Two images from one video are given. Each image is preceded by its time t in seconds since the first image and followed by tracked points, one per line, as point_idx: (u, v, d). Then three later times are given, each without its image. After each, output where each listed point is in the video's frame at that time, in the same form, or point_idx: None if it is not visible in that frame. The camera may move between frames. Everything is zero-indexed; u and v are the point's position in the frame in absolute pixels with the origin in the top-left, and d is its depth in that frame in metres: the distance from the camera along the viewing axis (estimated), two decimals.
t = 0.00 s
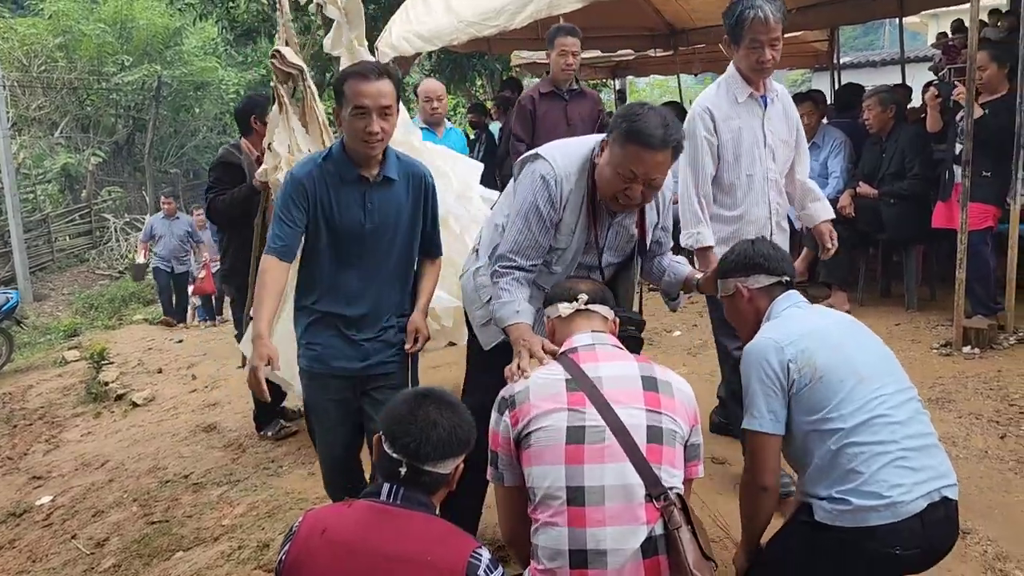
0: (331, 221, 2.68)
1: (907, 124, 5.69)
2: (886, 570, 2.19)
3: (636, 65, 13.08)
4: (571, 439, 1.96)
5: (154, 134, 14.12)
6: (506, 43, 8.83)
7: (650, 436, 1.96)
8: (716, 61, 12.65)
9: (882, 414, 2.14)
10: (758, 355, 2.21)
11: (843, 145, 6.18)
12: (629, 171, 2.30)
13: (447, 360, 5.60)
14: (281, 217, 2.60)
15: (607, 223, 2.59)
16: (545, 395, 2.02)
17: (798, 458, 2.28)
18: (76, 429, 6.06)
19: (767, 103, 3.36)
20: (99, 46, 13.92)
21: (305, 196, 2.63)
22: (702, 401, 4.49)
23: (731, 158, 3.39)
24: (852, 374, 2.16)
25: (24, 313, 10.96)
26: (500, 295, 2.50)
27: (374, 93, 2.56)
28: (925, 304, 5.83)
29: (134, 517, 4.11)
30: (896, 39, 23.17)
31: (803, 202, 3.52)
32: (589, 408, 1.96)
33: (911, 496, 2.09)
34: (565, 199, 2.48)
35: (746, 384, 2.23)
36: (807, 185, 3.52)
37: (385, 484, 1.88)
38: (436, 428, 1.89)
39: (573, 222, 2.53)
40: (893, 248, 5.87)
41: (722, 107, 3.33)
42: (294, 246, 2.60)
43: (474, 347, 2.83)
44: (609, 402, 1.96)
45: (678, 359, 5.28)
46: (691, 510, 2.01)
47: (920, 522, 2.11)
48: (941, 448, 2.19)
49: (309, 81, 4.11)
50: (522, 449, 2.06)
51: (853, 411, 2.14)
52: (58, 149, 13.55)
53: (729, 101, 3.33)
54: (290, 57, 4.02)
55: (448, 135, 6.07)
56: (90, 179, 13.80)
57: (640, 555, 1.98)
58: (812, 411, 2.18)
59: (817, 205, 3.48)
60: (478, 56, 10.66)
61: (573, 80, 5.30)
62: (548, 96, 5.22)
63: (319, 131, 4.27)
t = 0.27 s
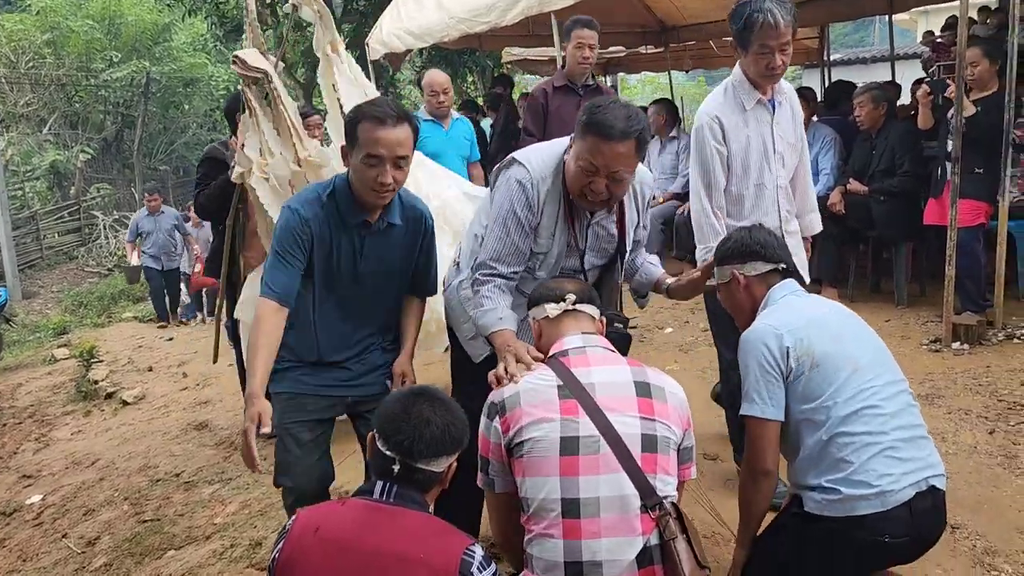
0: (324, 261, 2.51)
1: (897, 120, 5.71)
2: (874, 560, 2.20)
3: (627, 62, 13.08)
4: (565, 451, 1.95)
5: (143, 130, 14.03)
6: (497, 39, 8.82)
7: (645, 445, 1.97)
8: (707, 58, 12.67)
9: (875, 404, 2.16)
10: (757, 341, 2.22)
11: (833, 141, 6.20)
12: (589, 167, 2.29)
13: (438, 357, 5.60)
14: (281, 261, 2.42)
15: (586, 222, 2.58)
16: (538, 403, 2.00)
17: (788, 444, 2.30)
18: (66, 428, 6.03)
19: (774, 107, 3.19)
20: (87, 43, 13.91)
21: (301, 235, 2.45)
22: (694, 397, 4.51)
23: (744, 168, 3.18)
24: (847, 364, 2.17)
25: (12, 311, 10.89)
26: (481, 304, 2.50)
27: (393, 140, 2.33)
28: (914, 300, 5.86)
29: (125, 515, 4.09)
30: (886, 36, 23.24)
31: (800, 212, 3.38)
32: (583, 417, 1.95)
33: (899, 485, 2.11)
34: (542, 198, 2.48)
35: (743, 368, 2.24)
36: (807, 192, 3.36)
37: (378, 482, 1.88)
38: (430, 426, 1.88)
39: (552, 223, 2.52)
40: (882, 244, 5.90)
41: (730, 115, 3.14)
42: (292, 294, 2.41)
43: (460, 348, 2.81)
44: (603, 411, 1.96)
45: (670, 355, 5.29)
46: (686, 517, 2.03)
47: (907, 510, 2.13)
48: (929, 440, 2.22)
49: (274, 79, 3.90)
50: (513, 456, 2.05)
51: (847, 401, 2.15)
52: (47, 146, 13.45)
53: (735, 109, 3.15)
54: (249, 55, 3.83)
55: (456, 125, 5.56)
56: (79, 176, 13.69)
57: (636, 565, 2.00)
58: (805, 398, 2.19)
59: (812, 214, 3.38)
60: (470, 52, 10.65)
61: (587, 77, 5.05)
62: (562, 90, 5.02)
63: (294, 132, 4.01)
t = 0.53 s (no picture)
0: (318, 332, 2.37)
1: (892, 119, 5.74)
2: (868, 553, 2.22)
3: (622, 61, 13.10)
4: (562, 455, 1.96)
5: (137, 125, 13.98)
6: (493, 36, 8.83)
7: (641, 447, 1.98)
8: (702, 56, 12.69)
9: (870, 398, 2.17)
10: (755, 334, 2.24)
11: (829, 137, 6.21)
12: (546, 180, 2.29)
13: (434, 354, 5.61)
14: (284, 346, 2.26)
15: (545, 231, 2.62)
16: (534, 407, 2.00)
17: (784, 436, 2.32)
18: (61, 424, 6.02)
19: (789, 108, 3.17)
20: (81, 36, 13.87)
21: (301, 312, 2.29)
22: (689, 394, 4.53)
23: (756, 169, 3.19)
24: (842, 358, 2.19)
25: (5, 307, 10.85)
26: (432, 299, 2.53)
27: (401, 234, 2.18)
28: (907, 299, 5.89)
29: (121, 511, 4.10)
30: (880, 36, 23.28)
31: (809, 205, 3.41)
32: (579, 420, 1.96)
33: (892, 478, 2.13)
34: (499, 209, 2.55)
35: (740, 361, 2.26)
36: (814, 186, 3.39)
37: (377, 478, 1.89)
38: (427, 424, 1.89)
39: (506, 231, 2.58)
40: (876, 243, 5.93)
41: (743, 118, 3.13)
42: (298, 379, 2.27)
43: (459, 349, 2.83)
44: (599, 413, 1.96)
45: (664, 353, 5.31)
46: (682, 517, 2.05)
47: (900, 502, 2.14)
48: (922, 435, 2.24)
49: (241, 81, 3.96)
50: (508, 459, 2.05)
51: (842, 394, 2.17)
52: (40, 141, 13.39)
53: (748, 112, 3.13)
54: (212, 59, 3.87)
55: (462, 129, 5.58)
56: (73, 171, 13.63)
57: (632, 567, 2.02)
58: (800, 391, 2.22)
59: (820, 211, 3.42)
60: (465, 49, 10.65)
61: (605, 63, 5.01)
62: (578, 78, 4.98)
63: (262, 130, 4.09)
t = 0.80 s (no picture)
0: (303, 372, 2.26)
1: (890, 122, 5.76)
2: (863, 550, 2.24)
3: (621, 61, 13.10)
4: (558, 461, 1.96)
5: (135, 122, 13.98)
6: (492, 36, 8.84)
7: (639, 451, 1.98)
8: (701, 57, 12.70)
9: (865, 396, 2.20)
10: (751, 333, 2.27)
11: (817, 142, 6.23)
12: (512, 204, 2.27)
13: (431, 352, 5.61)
14: (272, 395, 2.11)
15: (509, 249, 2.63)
16: (530, 408, 2.00)
17: (781, 433, 2.35)
18: (58, 419, 6.03)
19: (809, 109, 3.19)
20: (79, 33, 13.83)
21: (289, 359, 2.15)
22: (686, 394, 4.54)
23: (776, 170, 3.22)
24: (839, 354, 2.23)
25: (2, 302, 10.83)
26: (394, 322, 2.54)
27: (393, 286, 2.04)
28: (904, 301, 5.91)
29: (118, 507, 4.10)
30: (879, 38, 23.29)
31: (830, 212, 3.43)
32: (574, 424, 1.96)
33: (887, 475, 2.15)
34: (463, 227, 2.54)
35: (736, 356, 2.30)
36: (837, 194, 3.41)
37: (374, 472, 1.90)
38: (423, 419, 1.90)
39: (469, 249, 2.58)
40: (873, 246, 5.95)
41: (763, 117, 3.15)
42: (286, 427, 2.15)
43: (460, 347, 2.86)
44: (595, 417, 1.96)
45: (662, 353, 5.33)
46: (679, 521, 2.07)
47: (895, 500, 2.15)
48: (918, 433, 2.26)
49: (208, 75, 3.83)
50: (505, 462, 2.06)
51: (837, 392, 2.20)
52: (38, 137, 13.37)
53: (768, 112, 3.16)
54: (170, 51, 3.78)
55: (469, 119, 5.15)
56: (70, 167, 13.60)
57: (630, 569, 2.03)
58: (798, 386, 2.25)
59: (842, 218, 3.44)
60: (464, 48, 10.65)
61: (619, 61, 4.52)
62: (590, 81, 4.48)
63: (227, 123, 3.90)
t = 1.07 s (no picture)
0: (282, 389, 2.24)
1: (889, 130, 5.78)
2: (855, 538, 2.26)
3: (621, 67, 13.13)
4: (563, 486, 1.95)
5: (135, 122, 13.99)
6: (493, 40, 8.87)
7: (644, 476, 1.98)
8: (701, 63, 12.73)
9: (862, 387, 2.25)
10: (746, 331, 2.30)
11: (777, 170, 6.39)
12: (489, 228, 2.28)
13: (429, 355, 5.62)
14: (251, 411, 2.12)
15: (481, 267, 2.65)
16: (536, 429, 1.97)
17: (779, 423, 2.39)
18: (55, 418, 6.03)
19: (824, 119, 3.24)
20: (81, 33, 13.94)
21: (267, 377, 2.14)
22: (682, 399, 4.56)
23: (787, 178, 3.28)
24: (837, 346, 2.27)
25: None
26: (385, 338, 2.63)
27: (380, 301, 2.05)
28: (900, 308, 5.93)
29: (115, 505, 4.11)
30: (879, 46, 23.34)
31: (847, 224, 3.44)
32: (581, 448, 1.93)
33: (884, 466, 2.19)
34: (434, 246, 2.57)
35: (733, 347, 2.32)
36: (854, 206, 3.42)
37: (373, 470, 1.92)
38: (423, 418, 1.92)
39: (442, 266, 2.62)
40: (870, 253, 5.97)
41: (774, 125, 3.23)
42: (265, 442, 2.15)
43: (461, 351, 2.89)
44: (602, 442, 1.94)
45: (659, 358, 5.35)
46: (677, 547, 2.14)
47: (890, 491, 2.20)
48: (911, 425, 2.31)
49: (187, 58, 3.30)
50: (506, 478, 2.04)
51: (835, 385, 2.24)
52: (38, 136, 13.36)
53: (780, 120, 3.24)
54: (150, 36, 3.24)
55: (485, 115, 5.14)
56: (70, 166, 13.59)
57: None
58: (797, 377, 2.28)
59: (860, 231, 3.43)
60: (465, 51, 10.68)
61: (626, 63, 4.27)
62: (597, 86, 4.24)
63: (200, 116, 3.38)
